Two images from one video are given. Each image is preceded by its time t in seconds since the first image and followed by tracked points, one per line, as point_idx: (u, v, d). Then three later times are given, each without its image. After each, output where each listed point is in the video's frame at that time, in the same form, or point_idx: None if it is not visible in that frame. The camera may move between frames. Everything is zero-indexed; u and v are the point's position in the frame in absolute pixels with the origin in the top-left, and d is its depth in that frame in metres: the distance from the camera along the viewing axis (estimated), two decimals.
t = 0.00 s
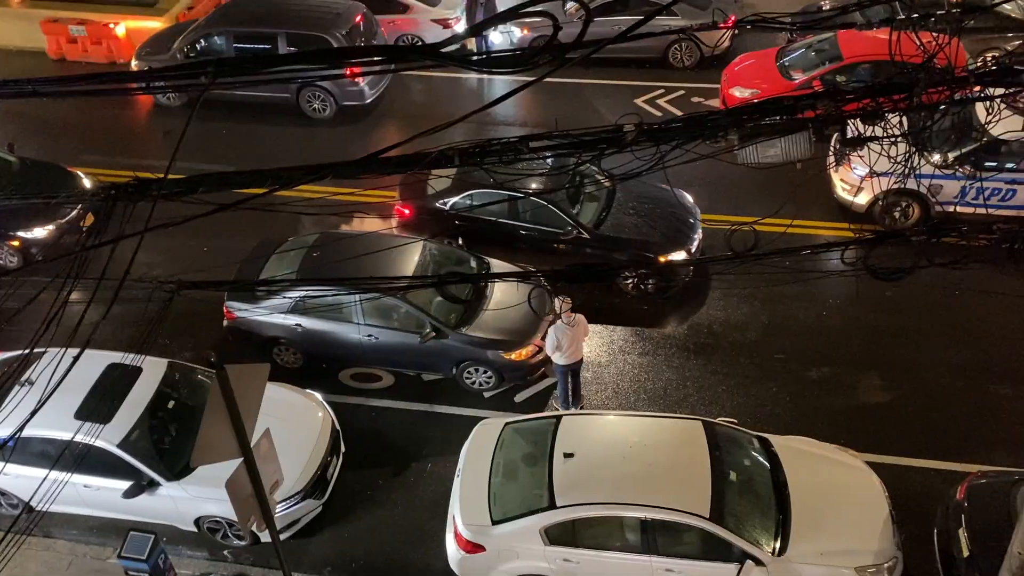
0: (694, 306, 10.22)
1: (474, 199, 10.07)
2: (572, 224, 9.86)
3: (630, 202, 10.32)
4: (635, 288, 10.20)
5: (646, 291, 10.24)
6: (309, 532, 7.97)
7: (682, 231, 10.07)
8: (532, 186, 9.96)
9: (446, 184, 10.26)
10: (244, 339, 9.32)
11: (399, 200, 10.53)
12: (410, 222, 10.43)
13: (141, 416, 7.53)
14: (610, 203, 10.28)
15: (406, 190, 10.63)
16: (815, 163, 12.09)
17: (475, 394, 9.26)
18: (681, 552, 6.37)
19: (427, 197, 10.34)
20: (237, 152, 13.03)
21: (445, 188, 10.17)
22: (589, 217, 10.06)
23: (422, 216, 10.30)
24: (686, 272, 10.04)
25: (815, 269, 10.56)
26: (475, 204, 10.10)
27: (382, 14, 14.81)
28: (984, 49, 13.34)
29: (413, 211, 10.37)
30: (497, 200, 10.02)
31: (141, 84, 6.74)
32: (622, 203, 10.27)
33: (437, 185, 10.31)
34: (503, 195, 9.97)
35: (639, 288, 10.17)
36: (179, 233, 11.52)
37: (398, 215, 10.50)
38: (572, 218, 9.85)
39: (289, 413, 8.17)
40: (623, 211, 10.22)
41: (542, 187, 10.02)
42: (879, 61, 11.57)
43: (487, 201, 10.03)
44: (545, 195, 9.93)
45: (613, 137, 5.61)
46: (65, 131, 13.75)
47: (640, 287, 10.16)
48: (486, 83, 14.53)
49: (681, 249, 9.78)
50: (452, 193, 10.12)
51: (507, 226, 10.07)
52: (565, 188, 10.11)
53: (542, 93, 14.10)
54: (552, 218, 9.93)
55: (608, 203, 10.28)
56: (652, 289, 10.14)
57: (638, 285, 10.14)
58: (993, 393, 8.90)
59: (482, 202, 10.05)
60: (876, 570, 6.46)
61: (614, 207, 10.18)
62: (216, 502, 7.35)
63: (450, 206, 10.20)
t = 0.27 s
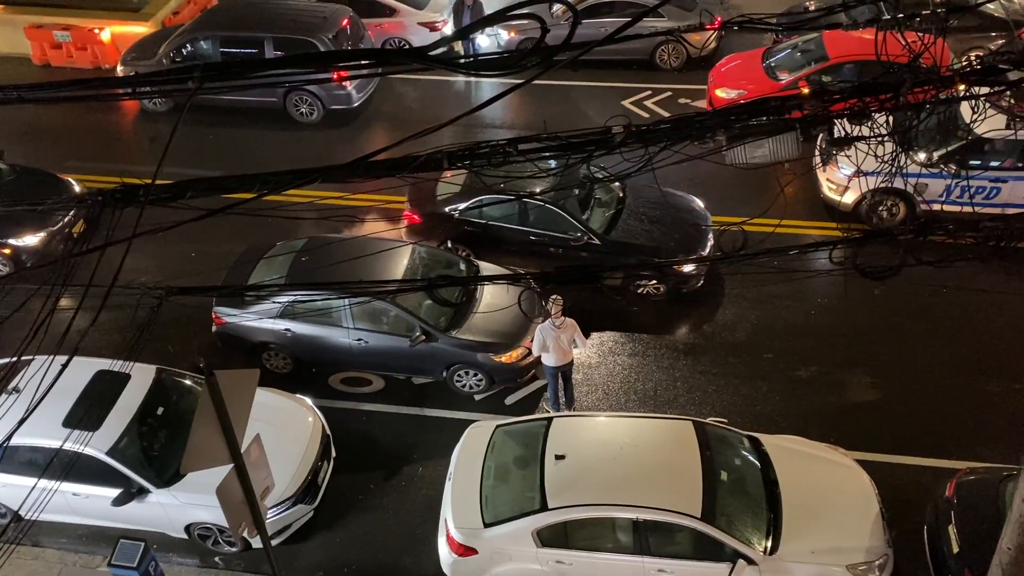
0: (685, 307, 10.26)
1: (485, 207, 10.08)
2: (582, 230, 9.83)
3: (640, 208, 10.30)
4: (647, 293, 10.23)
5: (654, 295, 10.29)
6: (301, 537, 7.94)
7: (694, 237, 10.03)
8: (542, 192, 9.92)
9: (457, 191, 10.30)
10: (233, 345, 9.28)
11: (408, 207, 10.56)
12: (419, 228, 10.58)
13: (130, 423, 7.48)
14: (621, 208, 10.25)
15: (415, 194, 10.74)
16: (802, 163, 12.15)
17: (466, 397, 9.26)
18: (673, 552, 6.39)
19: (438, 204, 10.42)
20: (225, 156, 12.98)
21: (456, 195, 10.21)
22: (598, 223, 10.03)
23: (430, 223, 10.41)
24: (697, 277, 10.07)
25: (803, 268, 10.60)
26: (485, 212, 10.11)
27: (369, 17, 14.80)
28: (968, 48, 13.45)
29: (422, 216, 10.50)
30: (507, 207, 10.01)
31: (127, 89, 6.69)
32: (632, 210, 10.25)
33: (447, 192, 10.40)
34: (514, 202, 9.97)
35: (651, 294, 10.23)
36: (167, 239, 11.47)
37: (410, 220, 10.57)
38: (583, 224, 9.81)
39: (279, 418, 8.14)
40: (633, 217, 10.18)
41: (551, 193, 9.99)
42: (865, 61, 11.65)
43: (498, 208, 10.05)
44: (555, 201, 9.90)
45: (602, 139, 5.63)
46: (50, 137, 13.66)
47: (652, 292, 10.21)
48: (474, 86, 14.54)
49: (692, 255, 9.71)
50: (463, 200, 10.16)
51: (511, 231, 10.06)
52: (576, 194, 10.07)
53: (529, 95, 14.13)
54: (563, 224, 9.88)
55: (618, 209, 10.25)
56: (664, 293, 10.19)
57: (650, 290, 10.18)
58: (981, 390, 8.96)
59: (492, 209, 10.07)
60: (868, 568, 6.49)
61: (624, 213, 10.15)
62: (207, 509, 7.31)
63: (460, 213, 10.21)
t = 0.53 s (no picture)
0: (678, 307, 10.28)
1: (499, 212, 10.07)
2: (597, 234, 9.81)
3: (655, 212, 10.29)
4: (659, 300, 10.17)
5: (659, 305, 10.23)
6: (293, 539, 7.91)
7: (711, 241, 10.00)
8: (556, 196, 9.92)
9: (471, 196, 10.28)
10: (225, 346, 9.25)
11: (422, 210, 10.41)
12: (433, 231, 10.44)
13: (122, 425, 7.45)
14: (636, 213, 10.24)
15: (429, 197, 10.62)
16: (794, 163, 12.19)
17: (459, 398, 9.25)
18: (666, 552, 6.39)
19: (452, 207, 10.36)
20: (217, 158, 12.95)
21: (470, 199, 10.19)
22: (613, 227, 10.01)
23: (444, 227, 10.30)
24: (715, 281, 9.88)
25: (795, 268, 10.64)
26: (500, 217, 10.09)
27: (361, 18, 14.78)
28: (958, 49, 13.51)
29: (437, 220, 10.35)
30: (522, 212, 10.00)
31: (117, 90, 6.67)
32: (647, 214, 10.24)
33: (461, 197, 10.38)
34: (529, 207, 9.95)
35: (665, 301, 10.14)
36: (158, 240, 11.43)
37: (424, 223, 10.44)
38: (598, 228, 9.80)
39: (271, 420, 8.12)
40: (648, 221, 10.17)
41: (565, 197, 9.98)
42: (856, 62, 11.69)
43: (513, 213, 10.04)
44: (570, 206, 9.89)
45: (594, 140, 5.66)
46: (41, 139, 13.59)
47: (665, 299, 10.12)
48: (466, 87, 14.54)
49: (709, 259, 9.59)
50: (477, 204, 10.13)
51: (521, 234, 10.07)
52: (591, 199, 10.07)
53: (522, 96, 14.13)
54: (579, 229, 9.87)
55: (633, 213, 10.24)
56: (681, 301, 10.04)
57: (664, 296, 10.09)
58: (971, 389, 9.00)
59: (506, 214, 10.05)
60: (860, 567, 6.50)
61: (639, 218, 10.14)
62: (199, 511, 7.28)
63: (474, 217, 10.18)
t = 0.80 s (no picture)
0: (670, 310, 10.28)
1: (514, 217, 10.03)
2: (611, 241, 9.78)
3: (668, 218, 10.29)
4: (673, 307, 10.11)
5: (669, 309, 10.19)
6: (284, 543, 7.89)
7: (726, 247, 9.99)
8: (570, 202, 9.90)
9: (484, 200, 10.24)
10: (215, 349, 9.22)
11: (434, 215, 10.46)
12: (446, 236, 10.42)
13: (111, 429, 7.42)
14: (650, 218, 10.24)
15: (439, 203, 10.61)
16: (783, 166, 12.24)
17: (450, 401, 9.24)
18: (657, 554, 6.40)
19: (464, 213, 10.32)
20: (206, 160, 12.90)
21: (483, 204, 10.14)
22: (627, 233, 9.99)
23: (457, 232, 10.26)
24: (728, 288, 9.86)
25: (785, 271, 10.68)
26: (514, 222, 10.06)
27: (351, 21, 14.75)
28: (947, 52, 13.58)
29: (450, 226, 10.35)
30: (537, 217, 9.95)
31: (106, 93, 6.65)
32: (660, 220, 10.24)
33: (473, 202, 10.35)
34: (544, 212, 9.91)
35: (679, 308, 10.09)
36: (147, 243, 11.38)
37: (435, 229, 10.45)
38: (613, 235, 9.78)
39: (262, 424, 8.09)
40: (662, 227, 10.16)
41: (578, 202, 9.94)
42: (846, 65, 11.74)
43: (527, 218, 10.00)
44: (586, 211, 9.86)
45: (584, 142, 5.69)
46: (29, 142, 13.52)
47: (679, 306, 10.06)
48: (457, 89, 14.54)
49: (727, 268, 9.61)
50: (491, 209, 10.09)
51: (534, 242, 10.08)
52: (605, 204, 10.05)
53: (512, 99, 14.13)
54: (594, 235, 9.86)
55: (647, 218, 10.25)
56: (694, 308, 10.01)
57: (679, 303, 10.03)
58: (959, 390, 9.06)
59: (520, 219, 10.01)
60: (850, 568, 6.53)
61: (653, 223, 10.14)
62: (189, 515, 7.26)
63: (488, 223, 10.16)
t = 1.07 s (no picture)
0: (659, 315, 10.30)
1: (525, 226, 9.97)
2: (625, 249, 9.74)
3: (680, 227, 10.27)
4: (685, 315, 10.02)
5: (676, 317, 10.13)
6: (272, 550, 7.85)
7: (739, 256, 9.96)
8: (583, 210, 9.86)
9: (495, 209, 10.15)
10: (203, 356, 9.20)
11: (446, 224, 10.36)
12: (456, 246, 10.32)
13: (98, 438, 7.38)
14: (661, 227, 10.23)
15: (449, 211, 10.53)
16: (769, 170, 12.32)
17: (439, 407, 9.24)
18: (647, 557, 6.41)
19: (476, 221, 10.22)
20: (193, 167, 12.86)
21: (494, 213, 10.07)
22: (639, 242, 9.97)
23: (467, 240, 10.17)
24: (740, 296, 9.85)
25: (771, 274, 10.73)
26: (525, 231, 10.00)
27: (337, 27, 14.75)
28: (930, 56, 13.70)
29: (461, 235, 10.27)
30: (549, 225, 9.89)
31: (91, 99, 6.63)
32: (672, 229, 10.21)
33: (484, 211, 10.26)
34: (556, 220, 9.85)
35: (692, 317, 10.01)
36: (134, 251, 11.33)
37: (446, 238, 10.36)
38: (626, 243, 9.75)
39: (250, 431, 8.07)
40: (674, 236, 10.15)
41: (590, 210, 9.90)
42: (830, 70, 11.81)
43: (538, 227, 9.94)
44: (601, 220, 9.82)
45: (571, 147, 5.74)
46: (14, 149, 13.45)
47: (691, 314, 9.99)
48: (444, 95, 14.55)
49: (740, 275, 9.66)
50: (503, 218, 10.02)
51: (544, 252, 10.02)
52: (617, 212, 10.02)
53: (499, 104, 14.16)
54: (606, 244, 9.82)
55: (659, 228, 10.23)
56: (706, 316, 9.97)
57: (691, 311, 9.96)
58: (945, 392, 9.12)
59: (532, 228, 9.95)
60: (838, 570, 6.57)
61: (665, 232, 10.12)
62: (177, 523, 7.22)
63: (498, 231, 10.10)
